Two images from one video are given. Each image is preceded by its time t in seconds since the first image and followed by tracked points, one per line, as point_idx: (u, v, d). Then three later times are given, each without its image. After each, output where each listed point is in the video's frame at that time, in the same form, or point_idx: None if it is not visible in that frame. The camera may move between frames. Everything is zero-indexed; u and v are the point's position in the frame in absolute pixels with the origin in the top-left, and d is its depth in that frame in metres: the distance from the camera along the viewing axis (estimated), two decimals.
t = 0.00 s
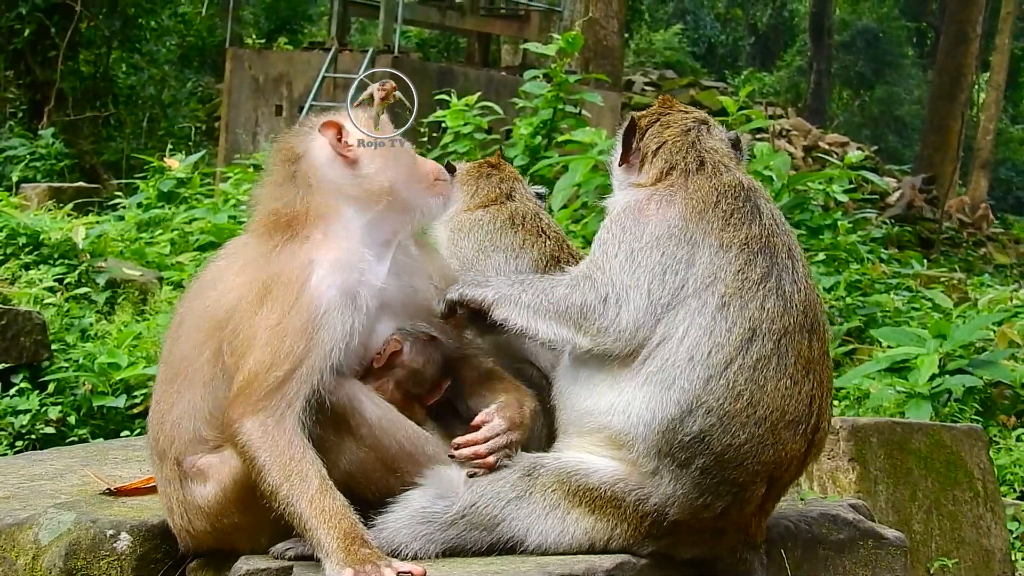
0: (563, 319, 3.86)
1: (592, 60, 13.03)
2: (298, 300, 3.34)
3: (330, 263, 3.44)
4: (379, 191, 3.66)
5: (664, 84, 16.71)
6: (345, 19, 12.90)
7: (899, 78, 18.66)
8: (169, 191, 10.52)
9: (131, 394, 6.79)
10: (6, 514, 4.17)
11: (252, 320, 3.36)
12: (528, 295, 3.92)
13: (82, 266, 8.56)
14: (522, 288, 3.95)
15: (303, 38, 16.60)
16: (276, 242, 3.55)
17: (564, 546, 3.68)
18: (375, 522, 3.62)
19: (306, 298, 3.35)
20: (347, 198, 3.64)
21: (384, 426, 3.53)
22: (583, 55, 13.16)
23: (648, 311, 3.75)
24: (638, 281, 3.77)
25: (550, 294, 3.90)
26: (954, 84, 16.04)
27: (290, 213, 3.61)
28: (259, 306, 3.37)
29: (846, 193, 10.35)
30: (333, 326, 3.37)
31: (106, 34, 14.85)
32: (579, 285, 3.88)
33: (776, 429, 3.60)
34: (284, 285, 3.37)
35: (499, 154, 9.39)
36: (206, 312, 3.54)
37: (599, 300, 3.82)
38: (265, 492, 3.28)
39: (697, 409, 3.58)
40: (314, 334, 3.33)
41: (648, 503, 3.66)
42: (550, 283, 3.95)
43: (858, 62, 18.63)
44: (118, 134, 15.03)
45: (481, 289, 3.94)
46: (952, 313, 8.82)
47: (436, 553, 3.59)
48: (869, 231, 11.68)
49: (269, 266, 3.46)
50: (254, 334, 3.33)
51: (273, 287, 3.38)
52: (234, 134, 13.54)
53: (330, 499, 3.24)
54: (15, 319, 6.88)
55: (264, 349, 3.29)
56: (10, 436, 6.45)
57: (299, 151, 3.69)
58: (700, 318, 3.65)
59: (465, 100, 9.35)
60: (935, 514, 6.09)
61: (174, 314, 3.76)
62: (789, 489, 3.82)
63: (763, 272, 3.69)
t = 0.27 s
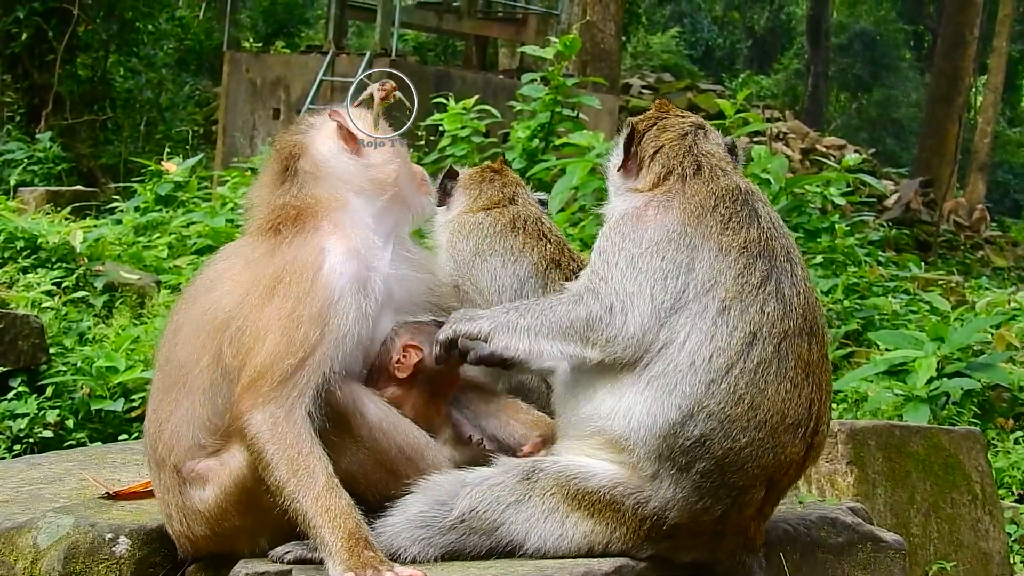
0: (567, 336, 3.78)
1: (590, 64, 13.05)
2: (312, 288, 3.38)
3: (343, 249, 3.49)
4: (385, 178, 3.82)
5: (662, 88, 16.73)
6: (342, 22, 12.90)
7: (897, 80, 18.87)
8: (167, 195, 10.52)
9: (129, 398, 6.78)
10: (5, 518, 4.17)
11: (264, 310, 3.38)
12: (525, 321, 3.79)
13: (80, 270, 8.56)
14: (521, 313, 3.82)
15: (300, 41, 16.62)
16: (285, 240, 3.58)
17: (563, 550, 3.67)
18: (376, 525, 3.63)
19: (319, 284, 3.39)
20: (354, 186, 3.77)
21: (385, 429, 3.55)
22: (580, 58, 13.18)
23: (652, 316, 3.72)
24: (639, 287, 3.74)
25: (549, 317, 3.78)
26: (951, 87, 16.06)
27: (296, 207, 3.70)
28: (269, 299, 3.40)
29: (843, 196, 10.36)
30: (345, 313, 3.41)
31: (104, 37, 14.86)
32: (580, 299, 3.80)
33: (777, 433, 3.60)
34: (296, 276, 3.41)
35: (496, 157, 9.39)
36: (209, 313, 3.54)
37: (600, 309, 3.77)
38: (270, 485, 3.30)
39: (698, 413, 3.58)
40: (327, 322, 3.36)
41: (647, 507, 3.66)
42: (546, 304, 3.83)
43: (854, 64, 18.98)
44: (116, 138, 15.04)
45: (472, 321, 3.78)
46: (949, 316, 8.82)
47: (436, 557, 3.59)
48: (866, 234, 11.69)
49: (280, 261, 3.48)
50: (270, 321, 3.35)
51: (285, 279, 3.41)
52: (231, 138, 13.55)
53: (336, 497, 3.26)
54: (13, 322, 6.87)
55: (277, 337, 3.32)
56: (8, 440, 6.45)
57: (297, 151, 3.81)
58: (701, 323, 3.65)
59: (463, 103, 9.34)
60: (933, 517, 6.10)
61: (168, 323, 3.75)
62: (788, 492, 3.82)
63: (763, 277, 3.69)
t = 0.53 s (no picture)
0: (576, 358, 3.79)
1: (590, 66, 13.05)
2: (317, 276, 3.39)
3: (348, 241, 3.52)
4: (380, 175, 3.91)
5: (662, 90, 16.74)
6: (343, 24, 12.89)
7: (898, 83, 18.91)
8: (168, 197, 10.52)
9: (129, 400, 6.78)
10: (6, 519, 4.17)
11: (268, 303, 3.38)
12: (523, 358, 3.82)
13: (80, 272, 8.56)
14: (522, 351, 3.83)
15: (300, 44, 16.63)
16: (282, 232, 3.57)
17: (564, 552, 3.67)
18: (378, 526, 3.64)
19: (323, 273, 3.41)
20: (353, 180, 3.84)
21: (390, 427, 3.59)
22: (580, 61, 13.19)
23: (653, 321, 3.71)
24: (640, 292, 3.73)
25: (551, 349, 3.81)
26: (951, 90, 16.07)
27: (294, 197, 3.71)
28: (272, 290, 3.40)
29: (844, 198, 10.36)
30: (351, 303, 3.44)
31: (104, 40, 14.86)
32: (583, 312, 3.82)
33: (779, 435, 3.59)
34: (297, 264, 3.42)
35: (496, 159, 9.39)
36: (208, 313, 3.53)
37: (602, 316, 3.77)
38: (278, 474, 3.31)
39: (700, 416, 3.57)
40: (335, 311, 3.39)
41: (648, 509, 3.66)
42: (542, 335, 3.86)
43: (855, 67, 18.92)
44: (116, 140, 15.05)
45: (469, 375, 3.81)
46: (950, 319, 8.82)
47: (438, 558, 3.60)
48: (867, 236, 11.69)
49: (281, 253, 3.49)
50: (274, 314, 3.36)
51: (287, 268, 3.42)
52: (232, 140, 13.55)
53: (344, 480, 3.27)
54: (14, 324, 6.87)
55: (282, 330, 3.33)
56: (9, 442, 6.44)
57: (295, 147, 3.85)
58: (702, 326, 3.63)
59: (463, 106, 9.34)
60: (934, 519, 6.10)
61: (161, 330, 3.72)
62: (790, 494, 3.81)
63: (764, 279, 3.67)
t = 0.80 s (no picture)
0: (577, 375, 3.70)
1: (590, 66, 13.06)
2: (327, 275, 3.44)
3: (357, 247, 3.60)
4: (385, 182, 4.07)
5: (662, 90, 16.74)
6: (343, 24, 12.89)
7: (898, 83, 18.97)
8: (167, 197, 10.51)
9: (129, 400, 6.78)
10: (6, 519, 4.17)
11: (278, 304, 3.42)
12: (525, 385, 3.71)
13: (80, 271, 8.56)
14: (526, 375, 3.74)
15: (300, 44, 16.64)
16: (294, 234, 3.64)
17: (564, 551, 3.67)
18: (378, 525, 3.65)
19: (336, 273, 3.46)
20: (359, 184, 4.00)
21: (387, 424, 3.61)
22: (580, 61, 13.19)
23: (650, 324, 3.66)
24: (638, 294, 3.69)
25: (552, 368, 3.71)
26: (951, 91, 16.07)
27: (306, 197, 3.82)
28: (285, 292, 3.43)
29: (843, 198, 10.36)
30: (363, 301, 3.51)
31: (103, 40, 14.86)
32: (580, 321, 3.76)
33: (778, 437, 3.59)
34: (310, 266, 3.46)
35: (496, 159, 9.39)
36: (214, 315, 3.57)
37: (599, 319, 3.72)
38: (305, 452, 3.29)
39: (700, 418, 3.56)
40: (346, 306, 3.43)
41: (649, 509, 3.65)
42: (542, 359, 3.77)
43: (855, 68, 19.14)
44: (116, 139, 15.06)
45: (474, 416, 3.66)
46: (950, 319, 8.82)
47: (437, 557, 3.61)
48: (866, 236, 11.69)
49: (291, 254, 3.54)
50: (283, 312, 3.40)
51: (300, 270, 3.46)
52: (231, 140, 13.55)
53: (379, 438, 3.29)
54: (13, 324, 6.87)
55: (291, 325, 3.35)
56: (8, 441, 6.44)
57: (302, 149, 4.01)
58: (701, 327, 3.61)
59: (462, 105, 9.34)
60: (933, 519, 6.10)
61: (158, 332, 3.74)
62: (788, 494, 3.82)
63: (763, 281, 3.66)
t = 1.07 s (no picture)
0: (573, 379, 3.70)
1: (590, 66, 13.06)
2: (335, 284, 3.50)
3: (362, 254, 3.67)
4: (391, 189, 4.07)
5: (662, 90, 16.74)
6: (342, 24, 12.89)
7: (897, 83, 19.00)
8: (168, 196, 10.51)
9: (129, 399, 6.78)
10: (8, 518, 4.17)
11: (282, 309, 3.43)
12: (523, 394, 3.71)
13: (80, 271, 8.56)
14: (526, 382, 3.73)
15: (299, 43, 16.64)
16: (296, 235, 3.66)
17: (565, 552, 3.66)
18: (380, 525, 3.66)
19: (341, 283, 3.53)
20: (365, 188, 4.00)
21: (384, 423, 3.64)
22: (580, 60, 13.19)
23: (647, 324, 3.66)
24: (634, 295, 3.69)
25: (549, 374, 3.71)
26: (951, 90, 16.08)
27: (311, 200, 3.85)
28: (289, 297, 3.45)
29: (844, 197, 10.36)
30: (366, 297, 3.60)
31: (103, 40, 14.84)
32: (575, 323, 3.76)
33: (778, 435, 3.59)
34: (318, 274, 3.50)
35: (496, 159, 9.39)
36: (212, 318, 3.59)
37: (594, 320, 3.72)
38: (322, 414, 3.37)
39: (699, 416, 3.55)
40: (347, 300, 3.52)
41: (650, 509, 3.65)
42: (539, 365, 3.77)
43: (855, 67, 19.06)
44: (116, 140, 15.06)
45: (475, 426, 3.70)
46: (950, 318, 8.82)
47: (438, 558, 3.61)
48: (866, 235, 11.69)
49: (293, 256, 3.56)
50: (286, 316, 3.42)
51: (308, 276, 3.49)
52: (231, 139, 13.54)
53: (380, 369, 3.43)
54: (14, 324, 6.87)
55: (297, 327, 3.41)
56: (9, 441, 6.44)
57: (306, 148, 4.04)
58: (699, 326, 3.61)
59: (463, 105, 9.35)
60: (934, 518, 6.10)
61: (160, 335, 3.75)
62: (791, 493, 3.82)
63: (760, 279, 3.67)
